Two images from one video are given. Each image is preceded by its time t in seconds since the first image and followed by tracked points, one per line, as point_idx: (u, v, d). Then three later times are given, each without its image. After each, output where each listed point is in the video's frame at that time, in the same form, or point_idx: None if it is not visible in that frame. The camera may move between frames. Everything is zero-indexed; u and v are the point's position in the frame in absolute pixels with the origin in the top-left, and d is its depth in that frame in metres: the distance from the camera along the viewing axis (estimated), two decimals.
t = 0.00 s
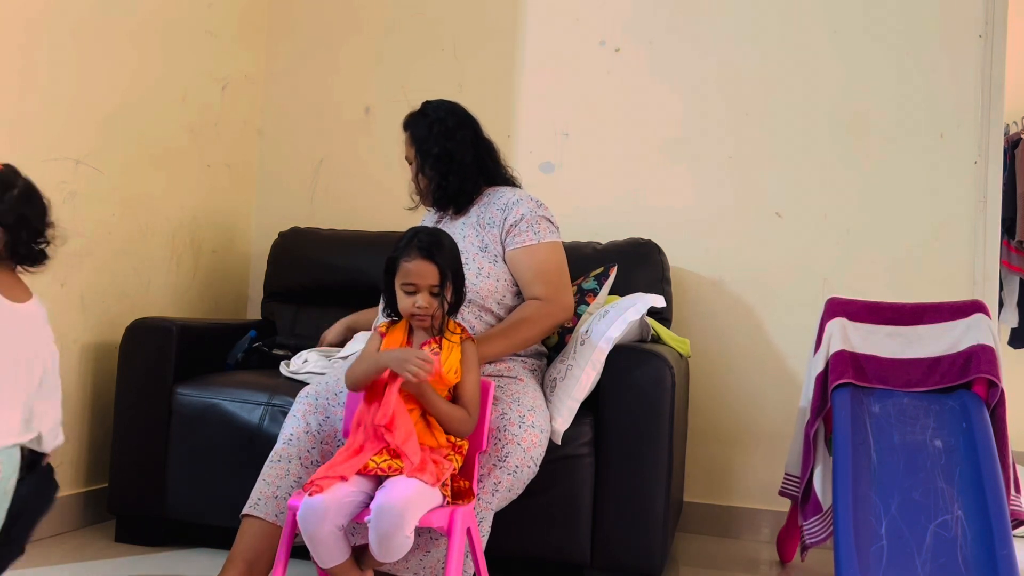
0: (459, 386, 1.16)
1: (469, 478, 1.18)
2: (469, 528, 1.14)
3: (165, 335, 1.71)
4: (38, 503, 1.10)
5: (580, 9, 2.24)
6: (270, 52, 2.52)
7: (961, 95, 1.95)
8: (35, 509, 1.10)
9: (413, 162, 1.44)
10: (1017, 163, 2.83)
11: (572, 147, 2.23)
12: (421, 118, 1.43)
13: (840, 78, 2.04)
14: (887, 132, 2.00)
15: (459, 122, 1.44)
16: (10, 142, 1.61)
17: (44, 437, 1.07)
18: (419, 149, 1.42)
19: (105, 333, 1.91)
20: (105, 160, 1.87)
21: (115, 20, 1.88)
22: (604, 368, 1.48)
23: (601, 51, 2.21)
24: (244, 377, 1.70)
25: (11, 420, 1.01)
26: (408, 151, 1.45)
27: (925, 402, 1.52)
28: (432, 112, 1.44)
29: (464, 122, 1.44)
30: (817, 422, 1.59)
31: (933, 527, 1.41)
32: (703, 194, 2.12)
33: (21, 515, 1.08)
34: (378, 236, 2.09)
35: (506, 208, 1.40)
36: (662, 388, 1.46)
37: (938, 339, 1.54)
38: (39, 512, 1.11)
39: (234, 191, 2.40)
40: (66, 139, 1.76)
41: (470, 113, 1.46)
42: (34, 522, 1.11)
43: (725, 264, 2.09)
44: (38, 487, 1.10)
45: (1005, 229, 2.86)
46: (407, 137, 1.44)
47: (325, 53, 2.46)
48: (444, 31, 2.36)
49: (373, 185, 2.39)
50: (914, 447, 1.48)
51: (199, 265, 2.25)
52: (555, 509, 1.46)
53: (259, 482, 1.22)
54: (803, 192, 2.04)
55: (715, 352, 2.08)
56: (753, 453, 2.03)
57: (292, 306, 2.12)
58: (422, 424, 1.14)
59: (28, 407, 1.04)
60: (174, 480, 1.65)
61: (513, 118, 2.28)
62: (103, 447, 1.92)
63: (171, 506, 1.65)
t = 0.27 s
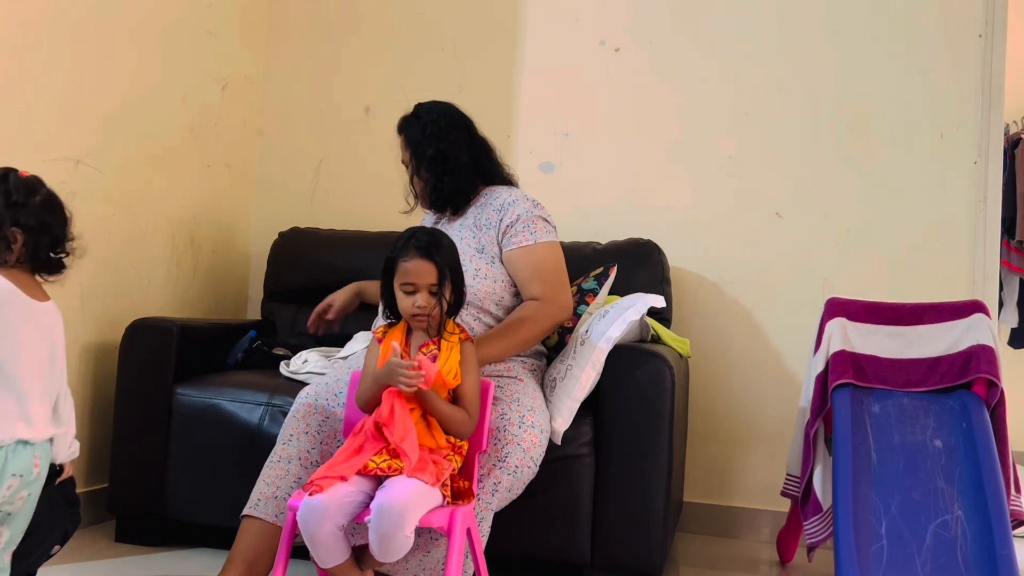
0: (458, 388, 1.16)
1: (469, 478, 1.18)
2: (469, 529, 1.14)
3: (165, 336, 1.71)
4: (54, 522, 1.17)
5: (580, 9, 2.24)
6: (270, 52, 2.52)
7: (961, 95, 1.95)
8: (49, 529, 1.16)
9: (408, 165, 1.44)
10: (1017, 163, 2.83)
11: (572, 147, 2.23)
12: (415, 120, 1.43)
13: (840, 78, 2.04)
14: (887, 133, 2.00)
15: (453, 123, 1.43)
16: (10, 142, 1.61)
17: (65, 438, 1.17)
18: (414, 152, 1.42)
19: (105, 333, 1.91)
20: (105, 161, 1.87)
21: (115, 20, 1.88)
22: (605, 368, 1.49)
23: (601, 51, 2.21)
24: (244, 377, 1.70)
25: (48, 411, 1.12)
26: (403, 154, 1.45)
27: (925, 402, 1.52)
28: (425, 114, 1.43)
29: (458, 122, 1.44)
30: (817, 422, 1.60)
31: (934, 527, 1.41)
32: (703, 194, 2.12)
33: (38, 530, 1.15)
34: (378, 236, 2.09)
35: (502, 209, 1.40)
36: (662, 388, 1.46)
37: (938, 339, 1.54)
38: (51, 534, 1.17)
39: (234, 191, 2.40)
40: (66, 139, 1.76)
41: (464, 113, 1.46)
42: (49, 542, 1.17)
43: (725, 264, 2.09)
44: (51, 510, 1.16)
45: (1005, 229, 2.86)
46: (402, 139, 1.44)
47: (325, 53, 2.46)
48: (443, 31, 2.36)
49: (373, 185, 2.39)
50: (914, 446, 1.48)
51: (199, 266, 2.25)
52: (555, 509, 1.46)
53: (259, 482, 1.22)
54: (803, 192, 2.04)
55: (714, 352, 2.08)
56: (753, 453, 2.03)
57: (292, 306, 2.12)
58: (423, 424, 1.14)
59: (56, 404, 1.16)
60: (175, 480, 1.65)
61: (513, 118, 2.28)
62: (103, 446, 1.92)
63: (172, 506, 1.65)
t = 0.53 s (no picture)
0: (462, 387, 1.16)
1: (469, 478, 1.18)
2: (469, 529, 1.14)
3: (165, 335, 1.71)
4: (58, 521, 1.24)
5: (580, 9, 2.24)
6: (270, 52, 2.52)
7: (961, 95, 1.95)
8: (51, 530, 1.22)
9: (412, 166, 1.45)
10: (1017, 163, 2.83)
11: (572, 147, 2.23)
12: (417, 120, 1.43)
13: (839, 78, 2.04)
14: (887, 132, 2.00)
15: (456, 122, 1.43)
16: (10, 142, 1.61)
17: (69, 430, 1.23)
18: (417, 151, 1.42)
19: (105, 333, 1.91)
20: (105, 161, 1.87)
21: (115, 20, 1.88)
22: (605, 368, 1.48)
23: (601, 51, 2.21)
24: (243, 377, 1.70)
25: (54, 408, 1.17)
26: (406, 154, 1.45)
27: (925, 402, 1.52)
28: (428, 114, 1.43)
29: (461, 121, 1.44)
30: (817, 422, 1.59)
31: (933, 527, 1.41)
32: (703, 194, 2.12)
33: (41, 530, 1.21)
34: (378, 236, 2.09)
35: (505, 208, 1.40)
36: (662, 388, 1.46)
37: (938, 339, 1.54)
38: (49, 529, 1.22)
39: (233, 191, 2.40)
40: (65, 139, 1.76)
41: (467, 112, 1.46)
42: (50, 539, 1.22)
43: (725, 263, 2.09)
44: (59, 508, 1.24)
45: (1005, 229, 2.86)
46: (405, 139, 1.44)
47: (325, 54, 2.46)
48: (444, 31, 2.36)
49: (373, 185, 2.39)
50: (914, 446, 1.48)
51: (199, 265, 2.25)
52: (554, 509, 1.46)
53: (259, 482, 1.22)
54: (803, 192, 2.04)
55: (714, 352, 2.08)
56: (753, 453, 2.03)
57: (292, 306, 2.12)
58: (424, 424, 1.14)
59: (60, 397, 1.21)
60: (174, 480, 1.65)
61: (513, 118, 2.29)
62: (103, 446, 1.92)
63: (171, 506, 1.65)
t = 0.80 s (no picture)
0: (462, 387, 1.15)
1: (469, 478, 1.18)
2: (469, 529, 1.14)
3: (165, 335, 1.71)
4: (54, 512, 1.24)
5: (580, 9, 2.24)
6: (270, 52, 2.52)
7: (961, 95, 1.95)
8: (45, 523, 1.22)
9: (417, 168, 1.44)
10: (1017, 163, 2.83)
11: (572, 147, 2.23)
12: (419, 121, 1.43)
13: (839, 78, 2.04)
14: (887, 132, 2.00)
15: (458, 122, 1.44)
16: (9, 142, 1.61)
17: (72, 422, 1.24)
18: (421, 152, 1.42)
19: (105, 333, 1.91)
20: (105, 160, 1.87)
21: (115, 20, 1.88)
22: (605, 368, 1.49)
23: (601, 51, 2.21)
24: (243, 377, 1.70)
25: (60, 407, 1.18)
26: (411, 156, 1.45)
27: (925, 402, 1.52)
28: (429, 115, 1.43)
29: (463, 122, 1.44)
30: (817, 422, 1.59)
31: (933, 527, 1.41)
32: (703, 194, 2.12)
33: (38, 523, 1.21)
34: (378, 236, 2.09)
35: (510, 209, 1.40)
36: (663, 388, 1.46)
37: (938, 339, 1.54)
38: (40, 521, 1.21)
39: (233, 191, 2.40)
40: (65, 139, 1.76)
41: (469, 114, 1.46)
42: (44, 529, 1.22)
43: (724, 263, 2.09)
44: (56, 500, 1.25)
45: (1005, 229, 2.86)
46: (408, 140, 1.44)
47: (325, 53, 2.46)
48: (444, 31, 2.36)
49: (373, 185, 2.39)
50: (914, 446, 1.48)
51: (199, 265, 2.25)
52: (555, 508, 1.46)
53: (259, 482, 1.22)
54: (803, 192, 2.04)
55: (714, 352, 2.08)
56: (753, 453, 2.03)
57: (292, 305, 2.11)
58: (425, 425, 1.14)
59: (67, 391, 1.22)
60: (174, 480, 1.65)
61: (513, 118, 2.28)
62: (103, 446, 1.92)
63: (171, 506, 1.65)
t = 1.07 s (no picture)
0: (462, 387, 1.15)
1: (469, 478, 1.18)
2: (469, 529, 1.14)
3: (165, 335, 1.71)
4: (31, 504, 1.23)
5: (580, 9, 2.24)
6: (270, 52, 2.52)
7: (961, 95, 1.95)
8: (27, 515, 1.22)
9: (420, 168, 1.44)
10: (1017, 163, 2.83)
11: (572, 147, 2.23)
12: (423, 120, 1.43)
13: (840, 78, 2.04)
14: (887, 132, 2.00)
15: (463, 123, 1.44)
16: (9, 142, 1.61)
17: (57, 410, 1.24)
18: (425, 151, 1.42)
19: (105, 333, 1.91)
20: (105, 161, 1.87)
21: (115, 19, 1.88)
22: (605, 368, 1.49)
23: (601, 51, 2.21)
24: (243, 377, 1.70)
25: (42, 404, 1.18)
26: (415, 156, 1.45)
27: (925, 402, 1.52)
28: (434, 114, 1.44)
29: (468, 122, 1.45)
30: (817, 422, 1.59)
31: (933, 527, 1.41)
32: (703, 194, 2.12)
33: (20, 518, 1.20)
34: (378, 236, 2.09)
35: (513, 210, 1.40)
36: (663, 388, 1.46)
37: (938, 339, 1.54)
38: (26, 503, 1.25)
39: (233, 191, 2.40)
40: (65, 139, 1.76)
41: (474, 114, 1.46)
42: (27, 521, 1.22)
43: (724, 263, 2.09)
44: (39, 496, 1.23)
45: (1005, 229, 2.86)
46: (412, 139, 1.44)
47: (325, 53, 2.46)
48: (444, 31, 2.36)
49: (373, 185, 2.39)
50: (914, 446, 1.48)
51: (199, 265, 2.25)
52: (554, 508, 1.46)
53: (259, 482, 1.22)
54: (803, 191, 2.04)
55: (714, 352, 2.08)
56: (754, 452, 2.03)
57: (292, 305, 2.10)
58: (425, 426, 1.14)
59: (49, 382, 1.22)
60: (174, 480, 1.65)
61: (513, 117, 2.28)
62: (103, 446, 1.92)
63: (171, 506, 1.65)
